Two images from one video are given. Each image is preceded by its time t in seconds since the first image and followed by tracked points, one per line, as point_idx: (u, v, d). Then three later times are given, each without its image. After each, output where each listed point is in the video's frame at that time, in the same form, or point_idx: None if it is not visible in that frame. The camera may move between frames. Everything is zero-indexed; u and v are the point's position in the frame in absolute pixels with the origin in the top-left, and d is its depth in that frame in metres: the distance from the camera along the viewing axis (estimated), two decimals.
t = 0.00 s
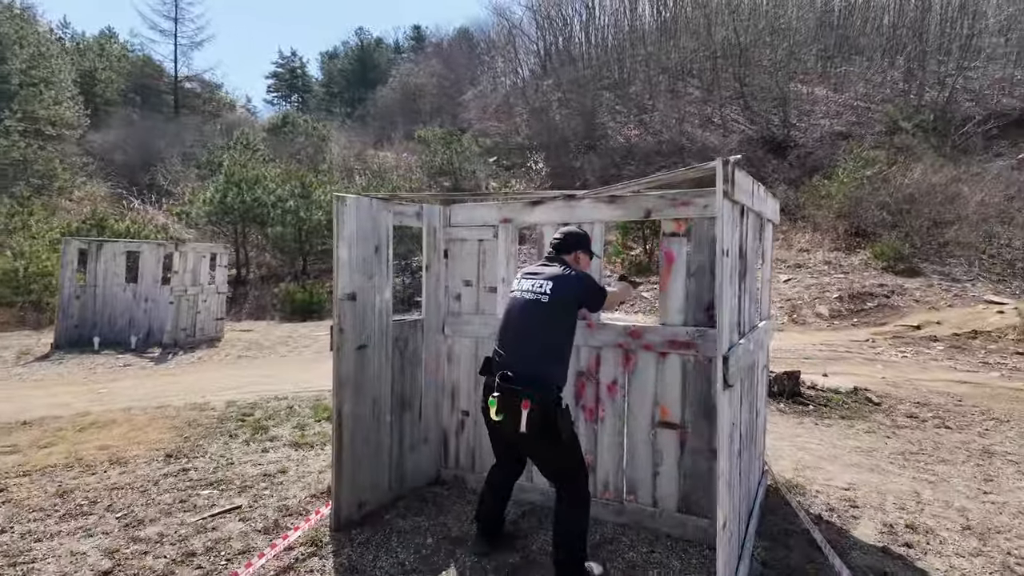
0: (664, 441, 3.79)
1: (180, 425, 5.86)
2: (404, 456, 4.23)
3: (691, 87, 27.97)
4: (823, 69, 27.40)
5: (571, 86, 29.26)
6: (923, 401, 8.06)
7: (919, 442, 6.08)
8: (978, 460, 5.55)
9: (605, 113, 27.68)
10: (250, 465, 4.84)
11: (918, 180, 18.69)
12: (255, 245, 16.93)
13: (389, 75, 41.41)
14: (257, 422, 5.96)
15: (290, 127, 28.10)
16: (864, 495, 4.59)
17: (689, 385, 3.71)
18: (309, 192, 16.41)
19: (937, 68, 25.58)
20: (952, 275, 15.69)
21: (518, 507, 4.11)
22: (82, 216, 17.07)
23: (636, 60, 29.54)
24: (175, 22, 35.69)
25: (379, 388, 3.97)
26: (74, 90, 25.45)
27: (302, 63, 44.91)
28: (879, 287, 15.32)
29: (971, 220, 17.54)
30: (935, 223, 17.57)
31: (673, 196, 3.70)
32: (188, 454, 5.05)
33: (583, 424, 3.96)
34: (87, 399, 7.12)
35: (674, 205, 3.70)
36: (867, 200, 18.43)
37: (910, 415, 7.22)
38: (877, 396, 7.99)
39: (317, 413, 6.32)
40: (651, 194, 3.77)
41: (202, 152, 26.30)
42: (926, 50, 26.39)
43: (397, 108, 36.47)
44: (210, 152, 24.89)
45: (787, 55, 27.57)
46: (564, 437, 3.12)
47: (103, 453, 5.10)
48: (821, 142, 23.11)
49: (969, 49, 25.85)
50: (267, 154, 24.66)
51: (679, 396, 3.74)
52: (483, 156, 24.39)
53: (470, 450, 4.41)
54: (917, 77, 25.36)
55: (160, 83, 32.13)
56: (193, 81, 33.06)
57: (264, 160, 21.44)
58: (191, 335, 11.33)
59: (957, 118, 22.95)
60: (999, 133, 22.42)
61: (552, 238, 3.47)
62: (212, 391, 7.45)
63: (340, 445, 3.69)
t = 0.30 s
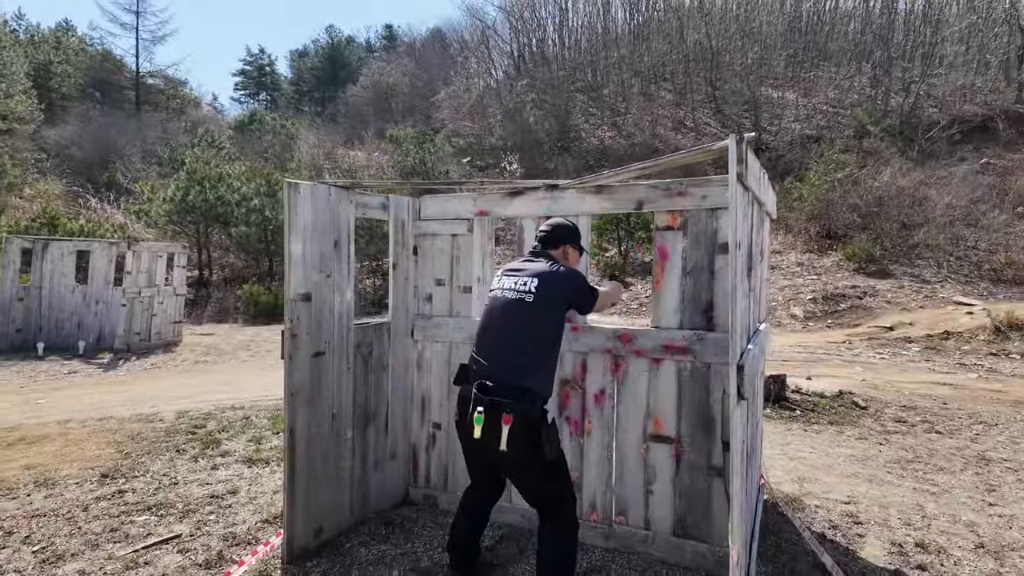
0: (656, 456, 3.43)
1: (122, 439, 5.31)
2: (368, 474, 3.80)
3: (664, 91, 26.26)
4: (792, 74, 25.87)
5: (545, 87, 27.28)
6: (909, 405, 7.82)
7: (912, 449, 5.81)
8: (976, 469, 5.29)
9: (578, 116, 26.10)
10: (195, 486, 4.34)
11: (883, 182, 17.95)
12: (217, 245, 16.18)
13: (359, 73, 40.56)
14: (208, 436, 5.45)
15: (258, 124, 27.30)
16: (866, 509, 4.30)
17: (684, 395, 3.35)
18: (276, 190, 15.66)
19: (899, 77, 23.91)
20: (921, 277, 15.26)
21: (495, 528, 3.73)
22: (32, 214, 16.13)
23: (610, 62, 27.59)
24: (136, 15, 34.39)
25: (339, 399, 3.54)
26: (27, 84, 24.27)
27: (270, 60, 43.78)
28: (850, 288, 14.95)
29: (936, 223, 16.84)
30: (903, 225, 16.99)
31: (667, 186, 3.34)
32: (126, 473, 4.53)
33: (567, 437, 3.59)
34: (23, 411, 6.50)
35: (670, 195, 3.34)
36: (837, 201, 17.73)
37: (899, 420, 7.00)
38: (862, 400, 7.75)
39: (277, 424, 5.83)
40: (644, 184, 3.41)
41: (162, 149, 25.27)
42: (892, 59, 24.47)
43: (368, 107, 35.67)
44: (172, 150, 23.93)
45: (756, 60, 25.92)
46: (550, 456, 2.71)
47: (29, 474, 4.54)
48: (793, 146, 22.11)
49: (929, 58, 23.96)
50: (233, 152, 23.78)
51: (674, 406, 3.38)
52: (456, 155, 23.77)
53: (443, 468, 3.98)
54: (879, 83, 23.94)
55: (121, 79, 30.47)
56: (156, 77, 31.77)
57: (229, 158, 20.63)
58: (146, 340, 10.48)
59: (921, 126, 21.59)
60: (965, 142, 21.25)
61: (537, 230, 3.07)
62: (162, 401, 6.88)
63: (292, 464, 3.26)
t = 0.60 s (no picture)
0: (662, 475, 3.15)
1: (74, 456, 4.88)
2: (345, 497, 3.46)
3: (641, 93, 24.15)
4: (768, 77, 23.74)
5: (524, 86, 25.40)
6: (900, 409, 7.59)
7: (911, 457, 5.62)
8: (980, 478, 5.09)
9: (556, 116, 24.21)
10: (153, 508, 3.93)
11: (854, 184, 16.25)
12: (184, 245, 15.53)
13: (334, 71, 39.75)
14: (170, 450, 5.03)
15: (228, 121, 26.57)
16: (876, 525, 4.08)
17: (692, 408, 3.07)
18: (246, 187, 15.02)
19: (871, 81, 22.10)
20: (896, 278, 13.77)
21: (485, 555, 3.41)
22: None
23: (588, 63, 25.72)
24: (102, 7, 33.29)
25: (313, 415, 3.20)
26: None
27: (243, 56, 42.79)
28: (827, 289, 13.57)
29: (913, 225, 15.03)
30: (878, 228, 15.35)
31: (673, 180, 3.05)
32: (76, 495, 4.11)
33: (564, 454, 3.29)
34: None
35: (676, 190, 3.05)
36: (814, 202, 16.05)
37: (893, 426, 6.80)
38: (853, 405, 7.54)
39: (246, 437, 5.44)
40: (648, 178, 3.12)
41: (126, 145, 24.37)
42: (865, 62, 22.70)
43: (343, 105, 34.88)
44: (138, 146, 23.12)
45: (733, 62, 23.48)
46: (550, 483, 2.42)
47: None
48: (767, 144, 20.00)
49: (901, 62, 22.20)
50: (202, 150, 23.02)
51: (681, 420, 3.10)
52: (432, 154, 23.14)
53: (428, 488, 3.64)
54: (851, 87, 22.00)
55: (85, 72, 29.28)
56: (120, 71, 30.61)
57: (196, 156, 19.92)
58: (106, 344, 9.99)
59: (893, 128, 19.91)
60: (936, 145, 19.86)
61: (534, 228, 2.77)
62: (120, 411, 6.42)
63: (259, 490, 2.91)
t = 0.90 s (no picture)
0: (670, 491, 2.96)
1: (38, 471, 4.59)
2: (331, 516, 3.22)
3: (624, 95, 23.79)
4: (747, 80, 22.99)
5: (506, 87, 25.08)
6: (893, 412, 7.47)
7: (910, 464, 5.50)
8: (982, 486, 4.97)
9: (538, 117, 23.85)
10: (122, 528, 3.66)
11: (833, 187, 15.85)
12: (160, 245, 15.09)
13: (313, 70, 39.13)
14: (141, 463, 4.74)
15: (204, 120, 25.96)
16: (884, 537, 3.94)
17: (703, 421, 2.89)
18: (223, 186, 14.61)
19: (848, 86, 21.72)
20: (877, 280, 13.47)
21: None
22: None
23: (571, 64, 25.27)
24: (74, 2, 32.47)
25: (297, 431, 2.96)
26: None
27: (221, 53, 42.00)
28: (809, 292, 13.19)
29: (892, 228, 14.68)
30: (858, 231, 15.03)
31: (684, 179, 2.87)
32: (37, 515, 3.82)
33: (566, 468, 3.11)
34: None
35: (687, 190, 2.87)
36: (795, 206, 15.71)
37: (888, 431, 6.71)
38: (846, 409, 7.42)
39: (224, 448, 5.17)
40: (656, 176, 2.94)
41: (98, 142, 23.71)
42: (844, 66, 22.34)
43: (322, 105, 34.30)
44: (111, 145, 22.49)
45: (714, 65, 22.83)
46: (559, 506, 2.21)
47: None
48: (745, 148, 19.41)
49: (878, 68, 21.97)
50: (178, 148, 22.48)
51: (692, 434, 2.92)
52: (414, 154, 22.74)
53: (419, 506, 3.40)
54: (829, 91, 21.63)
55: (57, 67, 28.57)
56: (93, 68, 29.80)
57: (173, 155, 19.44)
58: (76, 349, 9.60)
59: (871, 133, 19.85)
60: (912, 150, 19.58)
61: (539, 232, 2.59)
62: (89, 421, 6.10)
63: (239, 514, 2.67)
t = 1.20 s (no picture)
0: (654, 504, 2.88)
1: None
2: (302, 534, 3.08)
3: (600, 98, 23.73)
4: (723, 84, 23.14)
5: (483, 88, 24.94)
6: (868, 414, 7.50)
7: (887, 467, 5.51)
8: (958, 490, 4.97)
9: (515, 119, 23.74)
10: (80, 548, 3.48)
11: (806, 189, 15.97)
12: (127, 247, 14.68)
13: (287, 69, 38.55)
14: (102, 477, 4.54)
15: (175, 118, 25.37)
16: (865, 545, 3.91)
17: (687, 432, 2.82)
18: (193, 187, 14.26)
19: (821, 90, 21.98)
20: (850, 281, 13.61)
21: None
22: None
23: (548, 66, 25.21)
24: None
25: (265, 446, 2.83)
26: None
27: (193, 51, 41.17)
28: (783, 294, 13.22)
29: (864, 230, 14.85)
30: (831, 233, 15.17)
31: (667, 184, 2.80)
32: None
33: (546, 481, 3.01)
34: None
35: (670, 195, 2.80)
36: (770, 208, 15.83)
37: (864, 434, 6.73)
38: (823, 412, 7.44)
39: (190, 460, 4.98)
40: (639, 181, 2.85)
41: (62, 140, 23.04)
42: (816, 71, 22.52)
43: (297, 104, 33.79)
44: (77, 143, 21.84)
45: (690, 69, 22.84)
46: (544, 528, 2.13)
47: None
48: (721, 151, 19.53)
49: (849, 73, 22.22)
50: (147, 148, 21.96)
51: (676, 445, 2.84)
52: (390, 154, 22.48)
53: (393, 521, 3.28)
54: (801, 95, 21.84)
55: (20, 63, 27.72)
56: (57, 64, 28.98)
57: (142, 154, 18.99)
58: (36, 355, 9.27)
59: (842, 137, 20.14)
60: (882, 154, 19.86)
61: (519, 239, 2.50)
62: (48, 432, 5.85)
63: (202, 535, 2.53)
